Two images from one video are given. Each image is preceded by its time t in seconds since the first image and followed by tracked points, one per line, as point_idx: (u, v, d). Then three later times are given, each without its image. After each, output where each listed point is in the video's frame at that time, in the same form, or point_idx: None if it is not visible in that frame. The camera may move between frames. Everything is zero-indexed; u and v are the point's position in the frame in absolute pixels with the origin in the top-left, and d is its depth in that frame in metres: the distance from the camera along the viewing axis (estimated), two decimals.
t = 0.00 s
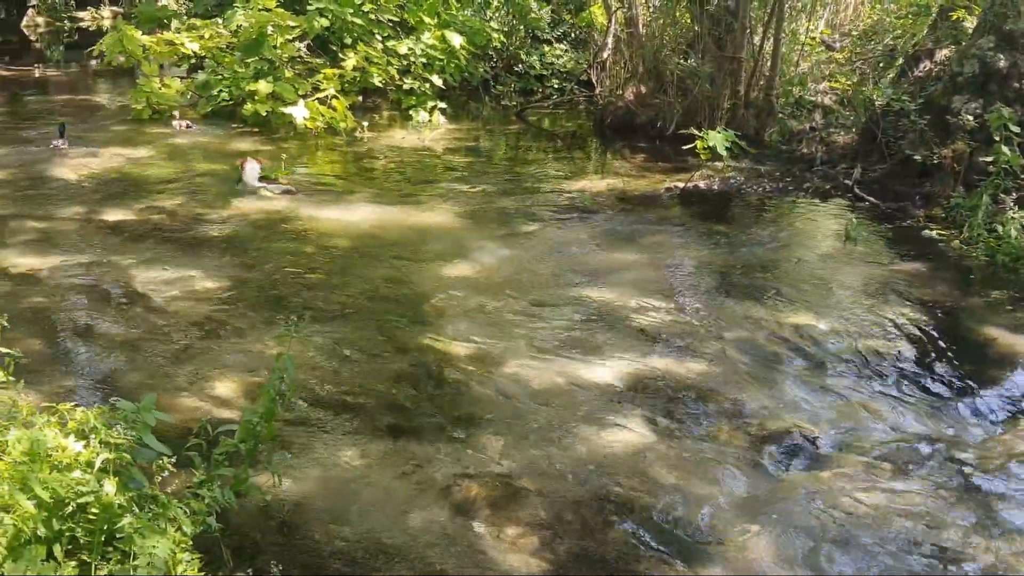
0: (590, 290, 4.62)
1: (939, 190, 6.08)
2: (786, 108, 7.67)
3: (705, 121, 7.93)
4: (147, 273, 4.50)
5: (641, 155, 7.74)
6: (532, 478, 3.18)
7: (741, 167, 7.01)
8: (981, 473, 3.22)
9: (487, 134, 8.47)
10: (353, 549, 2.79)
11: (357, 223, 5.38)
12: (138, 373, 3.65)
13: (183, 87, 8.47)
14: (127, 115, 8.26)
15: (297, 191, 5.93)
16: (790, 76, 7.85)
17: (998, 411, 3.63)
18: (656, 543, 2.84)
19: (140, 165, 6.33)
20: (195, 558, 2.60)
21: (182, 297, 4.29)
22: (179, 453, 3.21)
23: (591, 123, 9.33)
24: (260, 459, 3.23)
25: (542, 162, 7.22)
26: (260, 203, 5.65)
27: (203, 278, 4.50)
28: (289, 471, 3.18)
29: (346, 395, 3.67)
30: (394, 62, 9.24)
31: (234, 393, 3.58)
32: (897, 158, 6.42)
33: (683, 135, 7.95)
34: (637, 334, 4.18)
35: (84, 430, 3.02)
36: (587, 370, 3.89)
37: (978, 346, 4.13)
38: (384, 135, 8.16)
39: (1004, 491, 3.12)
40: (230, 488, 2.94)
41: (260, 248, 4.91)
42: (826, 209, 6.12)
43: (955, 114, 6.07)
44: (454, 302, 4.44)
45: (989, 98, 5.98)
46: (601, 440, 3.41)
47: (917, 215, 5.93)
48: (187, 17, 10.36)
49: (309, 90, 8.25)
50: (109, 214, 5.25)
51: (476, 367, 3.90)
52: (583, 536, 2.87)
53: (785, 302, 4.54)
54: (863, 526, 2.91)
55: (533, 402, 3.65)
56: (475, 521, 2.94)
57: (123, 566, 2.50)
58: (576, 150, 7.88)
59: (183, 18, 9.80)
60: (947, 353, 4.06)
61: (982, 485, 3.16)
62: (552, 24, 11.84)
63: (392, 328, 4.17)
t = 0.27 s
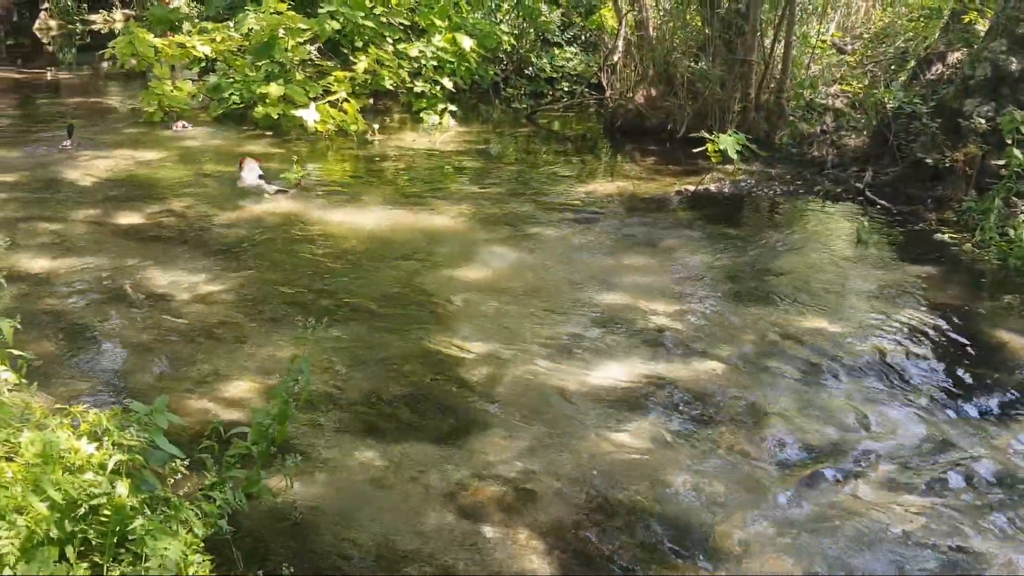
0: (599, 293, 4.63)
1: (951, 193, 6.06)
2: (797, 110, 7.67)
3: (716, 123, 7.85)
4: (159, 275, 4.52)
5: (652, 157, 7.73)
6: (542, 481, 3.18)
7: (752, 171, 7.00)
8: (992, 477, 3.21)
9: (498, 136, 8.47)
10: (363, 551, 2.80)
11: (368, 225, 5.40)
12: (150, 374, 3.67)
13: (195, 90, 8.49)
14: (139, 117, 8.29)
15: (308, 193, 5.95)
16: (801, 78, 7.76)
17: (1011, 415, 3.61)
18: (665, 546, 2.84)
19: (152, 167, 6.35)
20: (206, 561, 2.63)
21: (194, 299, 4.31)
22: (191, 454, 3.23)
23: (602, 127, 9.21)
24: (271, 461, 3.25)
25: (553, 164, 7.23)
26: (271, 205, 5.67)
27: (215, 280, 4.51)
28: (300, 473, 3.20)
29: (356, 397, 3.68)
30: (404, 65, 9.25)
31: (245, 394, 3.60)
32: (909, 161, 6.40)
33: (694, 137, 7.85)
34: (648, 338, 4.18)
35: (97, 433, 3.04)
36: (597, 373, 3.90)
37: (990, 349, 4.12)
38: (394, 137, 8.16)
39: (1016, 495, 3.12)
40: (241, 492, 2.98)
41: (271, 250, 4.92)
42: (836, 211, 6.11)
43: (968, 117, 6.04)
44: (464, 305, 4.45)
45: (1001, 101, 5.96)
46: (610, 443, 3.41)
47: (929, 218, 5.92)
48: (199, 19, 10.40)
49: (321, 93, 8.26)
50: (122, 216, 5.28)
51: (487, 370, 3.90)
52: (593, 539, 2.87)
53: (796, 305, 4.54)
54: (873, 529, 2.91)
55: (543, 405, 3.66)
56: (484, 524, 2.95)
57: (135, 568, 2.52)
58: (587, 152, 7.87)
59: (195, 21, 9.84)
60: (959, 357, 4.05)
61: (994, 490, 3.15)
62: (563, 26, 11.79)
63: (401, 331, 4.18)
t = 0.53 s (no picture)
0: (615, 296, 4.62)
1: (969, 197, 6.02)
2: (814, 114, 7.56)
3: (732, 127, 7.77)
4: (176, 278, 4.54)
5: (667, 161, 7.72)
6: (558, 485, 3.18)
7: (768, 175, 6.97)
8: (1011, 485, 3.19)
9: (513, 140, 8.46)
10: (379, 554, 2.80)
11: (383, 229, 5.41)
12: (167, 377, 3.69)
13: (212, 94, 8.53)
14: (156, 120, 8.33)
15: (324, 196, 5.97)
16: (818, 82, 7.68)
17: None
18: (682, 551, 2.83)
19: (169, 171, 6.38)
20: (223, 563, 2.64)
21: (210, 302, 4.33)
22: (208, 456, 3.24)
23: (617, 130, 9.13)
24: (288, 464, 3.26)
25: (568, 168, 7.22)
26: (287, 208, 5.68)
27: (231, 283, 4.53)
28: (316, 475, 3.20)
29: (373, 400, 3.69)
30: (420, 69, 9.27)
31: (262, 397, 3.61)
32: (926, 165, 6.39)
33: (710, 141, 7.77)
34: (664, 342, 4.17)
35: (114, 435, 3.05)
36: (614, 377, 3.89)
37: (1009, 355, 4.09)
38: (410, 141, 8.17)
39: None
40: (257, 495, 2.99)
41: (287, 254, 4.93)
42: (852, 215, 6.09)
43: (985, 121, 6.05)
44: (479, 309, 4.45)
45: (1019, 105, 5.92)
46: (626, 447, 3.41)
47: (947, 223, 5.88)
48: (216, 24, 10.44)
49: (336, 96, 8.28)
50: (139, 219, 5.30)
51: (502, 374, 3.90)
52: (609, 544, 2.87)
53: (813, 309, 4.52)
54: (890, 535, 2.89)
55: (560, 409, 3.65)
56: (500, 527, 2.94)
57: (152, 570, 2.53)
58: (603, 156, 7.86)
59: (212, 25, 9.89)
60: (977, 363, 4.03)
61: (1012, 497, 3.13)
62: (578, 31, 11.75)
63: (417, 334, 4.19)
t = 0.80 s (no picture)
0: (626, 300, 4.62)
1: (982, 201, 6.00)
2: (826, 118, 7.54)
3: (743, 130, 7.81)
4: (188, 282, 4.55)
5: (679, 165, 7.71)
6: (569, 489, 3.17)
7: (781, 178, 6.86)
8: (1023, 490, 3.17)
9: (524, 144, 8.45)
10: (389, 558, 2.80)
11: (395, 232, 5.42)
12: (180, 380, 3.70)
13: (224, 98, 8.56)
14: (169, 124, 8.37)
15: (336, 200, 5.99)
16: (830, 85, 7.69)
17: None
18: (693, 556, 2.82)
19: (182, 174, 6.40)
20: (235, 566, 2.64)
21: (222, 305, 4.34)
22: (220, 460, 3.25)
23: (629, 133, 9.18)
24: (299, 468, 3.26)
25: (579, 172, 7.22)
26: (298, 212, 5.69)
27: (243, 287, 4.54)
28: (327, 479, 3.20)
29: (385, 403, 3.69)
30: (432, 73, 9.27)
31: (273, 401, 3.61)
32: (939, 169, 6.38)
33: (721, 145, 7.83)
34: (675, 346, 4.17)
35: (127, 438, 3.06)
36: (625, 381, 3.88)
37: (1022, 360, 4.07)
38: (421, 145, 8.17)
39: None
40: (269, 498, 3.00)
41: (298, 257, 4.94)
42: (863, 220, 6.08)
43: (998, 125, 6.05)
44: (491, 312, 4.45)
45: None
46: (638, 452, 3.40)
47: (960, 227, 5.86)
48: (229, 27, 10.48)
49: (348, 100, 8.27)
50: (151, 222, 5.32)
51: (512, 377, 3.90)
52: (620, 548, 2.86)
53: (824, 313, 4.51)
54: (902, 540, 2.88)
55: (572, 413, 3.65)
56: (512, 532, 2.94)
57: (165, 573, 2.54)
58: (614, 160, 7.86)
59: (225, 30, 9.93)
60: (990, 368, 4.01)
61: None
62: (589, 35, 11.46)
63: (428, 338, 4.19)
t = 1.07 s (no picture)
0: (640, 303, 4.61)
1: (998, 205, 5.96)
2: (841, 122, 7.54)
3: (759, 134, 7.66)
4: (202, 283, 4.57)
5: (693, 168, 7.70)
6: (582, 493, 3.17)
7: (795, 181, 6.85)
8: None
9: (538, 147, 8.44)
10: (402, 560, 2.80)
11: (409, 235, 5.43)
12: (194, 382, 3.71)
13: (240, 100, 8.59)
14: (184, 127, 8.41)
15: (351, 202, 6.00)
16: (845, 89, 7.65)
17: None
18: (706, 561, 2.81)
19: (197, 177, 6.43)
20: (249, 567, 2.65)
21: (236, 307, 4.35)
22: (234, 461, 3.26)
23: (643, 137, 9.16)
24: (313, 470, 3.26)
25: (593, 175, 7.21)
26: (312, 214, 5.71)
27: (257, 289, 4.55)
28: (341, 481, 3.21)
29: (399, 406, 3.70)
30: (446, 75, 9.27)
31: (287, 403, 3.62)
32: (956, 172, 6.34)
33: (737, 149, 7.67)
34: (689, 350, 4.16)
35: (142, 439, 3.06)
36: (639, 385, 3.87)
37: None
38: (435, 147, 8.17)
39: None
40: (283, 500, 3.00)
41: (313, 259, 4.96)
42: (878, 224, 6.05)
43: (1015, 129, 6.05)
44: (505, 315, 4.45)
45: None
46: (652, 455, 3.39)
47: (976, 231, 5.83)
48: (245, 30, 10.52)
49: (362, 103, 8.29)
50: (167, 224, 5.35)
51: (526, 380, 3.90)
52: (633, 552, 2.86)
53: (839, 317, 4.49)
54: (916, 546, 2.87)
55: (586, 417, 3.64)
56: (525, 535, 2.94)
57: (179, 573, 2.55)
58: (628, 163, 7.85)
59: (240, 32, 9.97)
60: (1006, 373, 3.98)
61: None
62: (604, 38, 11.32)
63: (441, 341, 4.20)
